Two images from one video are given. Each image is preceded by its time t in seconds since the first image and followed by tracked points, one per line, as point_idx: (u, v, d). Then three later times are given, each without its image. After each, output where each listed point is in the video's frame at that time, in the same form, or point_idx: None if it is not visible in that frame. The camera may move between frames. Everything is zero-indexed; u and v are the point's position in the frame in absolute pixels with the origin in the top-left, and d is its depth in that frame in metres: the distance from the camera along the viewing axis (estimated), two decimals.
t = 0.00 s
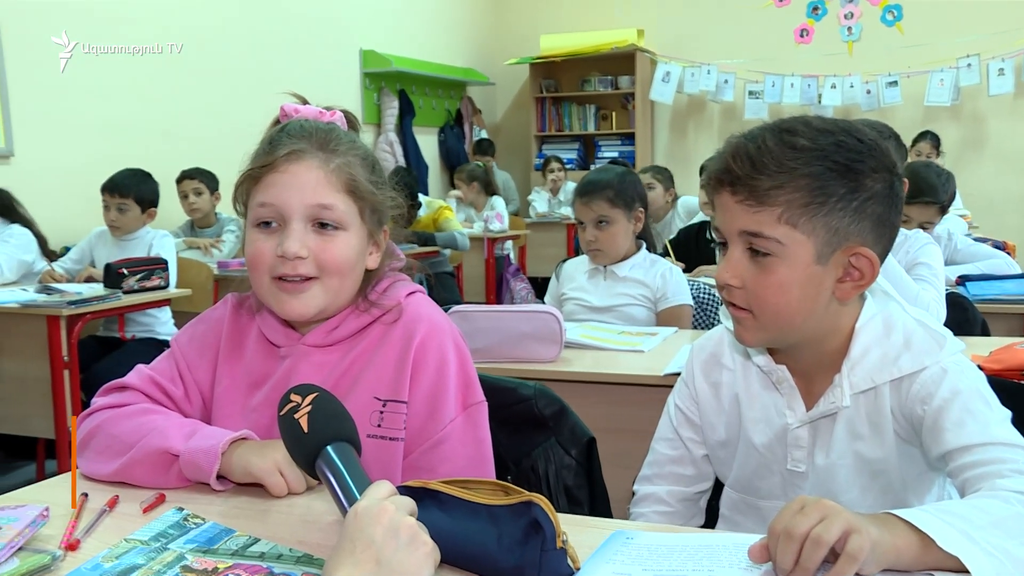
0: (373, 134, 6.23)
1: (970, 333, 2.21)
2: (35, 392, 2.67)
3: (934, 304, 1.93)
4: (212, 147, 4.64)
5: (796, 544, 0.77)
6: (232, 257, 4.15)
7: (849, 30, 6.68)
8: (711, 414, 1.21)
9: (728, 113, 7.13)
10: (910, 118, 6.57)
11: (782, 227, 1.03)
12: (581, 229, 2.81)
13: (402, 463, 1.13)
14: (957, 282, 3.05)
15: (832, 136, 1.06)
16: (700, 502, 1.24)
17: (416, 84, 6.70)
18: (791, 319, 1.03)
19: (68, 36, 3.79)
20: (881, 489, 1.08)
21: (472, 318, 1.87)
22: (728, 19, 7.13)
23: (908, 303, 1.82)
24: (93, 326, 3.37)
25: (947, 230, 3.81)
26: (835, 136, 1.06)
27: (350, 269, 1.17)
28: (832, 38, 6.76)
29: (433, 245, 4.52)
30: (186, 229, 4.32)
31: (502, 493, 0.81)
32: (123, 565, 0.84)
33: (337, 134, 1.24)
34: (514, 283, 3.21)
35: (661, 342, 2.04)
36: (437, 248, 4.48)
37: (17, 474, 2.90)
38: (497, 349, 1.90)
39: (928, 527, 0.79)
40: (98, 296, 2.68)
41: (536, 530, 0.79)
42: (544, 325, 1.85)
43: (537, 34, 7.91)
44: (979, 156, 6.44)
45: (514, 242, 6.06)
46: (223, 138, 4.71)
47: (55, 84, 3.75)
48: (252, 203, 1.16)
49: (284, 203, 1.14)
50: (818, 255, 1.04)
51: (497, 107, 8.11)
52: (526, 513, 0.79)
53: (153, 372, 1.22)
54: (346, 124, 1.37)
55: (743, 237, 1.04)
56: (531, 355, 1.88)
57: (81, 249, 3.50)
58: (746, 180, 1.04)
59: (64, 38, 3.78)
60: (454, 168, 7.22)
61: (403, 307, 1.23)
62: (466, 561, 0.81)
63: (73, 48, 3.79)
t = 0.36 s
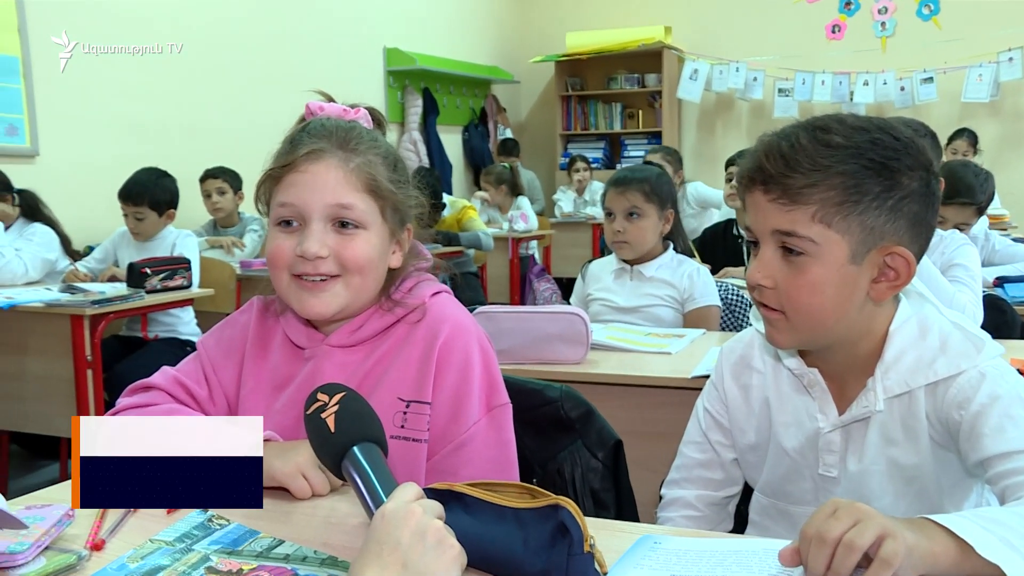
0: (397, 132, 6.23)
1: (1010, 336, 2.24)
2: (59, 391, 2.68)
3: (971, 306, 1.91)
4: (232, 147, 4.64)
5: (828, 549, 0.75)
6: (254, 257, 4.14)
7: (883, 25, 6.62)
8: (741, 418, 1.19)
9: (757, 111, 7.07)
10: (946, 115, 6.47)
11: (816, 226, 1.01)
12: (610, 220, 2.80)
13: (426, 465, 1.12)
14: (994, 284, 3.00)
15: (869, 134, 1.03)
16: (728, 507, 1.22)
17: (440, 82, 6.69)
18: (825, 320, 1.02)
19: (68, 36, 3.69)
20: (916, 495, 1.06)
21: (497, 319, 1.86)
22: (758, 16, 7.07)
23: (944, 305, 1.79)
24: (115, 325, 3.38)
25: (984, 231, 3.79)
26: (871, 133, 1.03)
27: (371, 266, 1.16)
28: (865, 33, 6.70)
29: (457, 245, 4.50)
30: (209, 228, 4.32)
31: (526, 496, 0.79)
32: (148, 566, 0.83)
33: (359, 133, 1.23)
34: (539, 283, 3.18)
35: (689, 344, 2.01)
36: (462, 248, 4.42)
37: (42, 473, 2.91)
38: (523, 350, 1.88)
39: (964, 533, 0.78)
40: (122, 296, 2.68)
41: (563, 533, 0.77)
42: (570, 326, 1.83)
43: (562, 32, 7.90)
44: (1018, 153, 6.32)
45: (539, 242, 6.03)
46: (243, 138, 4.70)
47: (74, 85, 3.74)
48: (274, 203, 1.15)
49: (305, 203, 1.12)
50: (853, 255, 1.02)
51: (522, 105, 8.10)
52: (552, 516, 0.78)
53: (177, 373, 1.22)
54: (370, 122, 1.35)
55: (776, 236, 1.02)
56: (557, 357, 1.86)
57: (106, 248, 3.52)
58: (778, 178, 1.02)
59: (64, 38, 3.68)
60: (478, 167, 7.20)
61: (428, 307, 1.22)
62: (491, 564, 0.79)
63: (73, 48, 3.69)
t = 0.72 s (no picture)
0: (412, 132, 6.23)
1: None
2: (73, 393, 2.68)
3: (996, 309, 1.87)
4: (243, 148, 4.63)
5: (852, 535, 0.75)
6: (267, 257, 4.14)
7: (907, 22, 6.57)
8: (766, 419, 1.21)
9: (777, 111, 7.00)
10: (972, 113, 6.38)
11: (789, 221, 1.07)
12: (636, 219, 2.70)
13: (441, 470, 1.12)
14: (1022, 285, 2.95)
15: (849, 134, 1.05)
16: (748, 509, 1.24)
17: (456, 82, 6.69)
18: (800, 313, 1.06)
19: (68, 36, 3.65)
20: (942, 500, 1.06)
21: (513, 321, 1.85)
22: (780, 14, 7.04)
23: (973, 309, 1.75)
24: (129, 327, 3.38)
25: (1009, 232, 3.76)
26: (859, 132, 1.05)
27: (388, 271, 1.15)
28: (888, 31, 6.65)
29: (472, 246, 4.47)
30: (223, 229, 4.33)
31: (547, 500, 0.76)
32: (162, 570, 0.82)
33: (376, 134, 1.22)
34: (556, 284, 3.14)
35: (707, 346, 1.99)
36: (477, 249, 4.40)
37: (55, 475, 2.92)
38: (541, 353, 1.86)
39: (996, 530, 0.79)
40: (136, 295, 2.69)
41: (581, 538, 0.74)
42: (587, 328, 1.81)
43: (580, 31, 7.88)
44: None
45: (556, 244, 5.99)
46: (254, 139, 4.70)
47: (80, 86, 3.72)
48: (290, 206, 1.14)
49: (323, 208, 1.11)
50: (824, 251, 1.05)
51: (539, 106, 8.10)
52: (571, 522, 0.75)
53: (190, 375, 1.20)
54: (383, 121, 1.35)
55: (762, 229, 1.10)
56: (573, 360, 1.84)
57: (119, 249, 3.52)
58: (764, 174, 1.10)
59: (64, 38, 3.64)
60: (495, 167, 7.17)
61: (443, 309, 1.21)
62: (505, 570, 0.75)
63: (73, 48, 3.64)
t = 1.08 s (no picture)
0: (426, 131, 6.23)
1: None
2: (83, 394, 2.68)
3: None
4: (254, 149, 4.62)
5: (866, 533, 0.75)
6: (279, 257, 4.14)
7: (934, 18, 6.46)
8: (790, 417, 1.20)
9: (797, 109, 6.94)
10: (1000, 110, 6.29)
11: (791, 216, 1.07)
12: (656, 222, 2.62)
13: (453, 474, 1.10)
14: None
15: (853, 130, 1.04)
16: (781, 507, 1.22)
17: (471, 80, 6.68)
18: (804, 308, 1.06)
19: (68, 36, 3.61)
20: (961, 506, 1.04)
21: (529, 323, 1.82)
22: (800, 10, 6.97)
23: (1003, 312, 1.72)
24: (140, 327, 3.38)
25: None
26: (857, 127, 1.04)
27: (404, 273, 1.13)
28: (914, 27, 6.55)
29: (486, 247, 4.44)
30: (235, 229, 4.32)
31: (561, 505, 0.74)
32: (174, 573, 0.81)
33: (394, 135, 1.21)
34: (571, 286, 3.09)
35: (726, 349, 1.96)
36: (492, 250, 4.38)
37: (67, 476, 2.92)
38: (557, 355, 1.84)
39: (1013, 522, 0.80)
40: (146, 296, 2.68)
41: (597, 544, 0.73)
42: (604, 331, 1.79)
43: (597, 28, 7.86)
44: None
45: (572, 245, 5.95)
46: (265, 139, 4.69)
47: (82, 87, 3.69)
48: (306, 205, 1.12)
49: (338, 209, 1.10)
50: (823, 245, 1.04)
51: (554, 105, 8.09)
52: (588, 526, 0.73)
53: (203, 376, 1.19)
54: (404, 118, 1.32)
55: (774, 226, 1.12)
56: (590, 362, 1.82)
57: (131, 249, 3.52)
58: (772, 170, 1.12)
59: (64, 38, 3.60)
60: (509, 166, 7.16)
61: (458, 311, 1.19)
62: None
63: (72, 48, 3.60)
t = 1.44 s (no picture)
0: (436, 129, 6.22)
1: None
2: (88, 397, 2.67)
3: None
4: (260, 150, 4.61)
5: (898, 556, 0.73)
6: (287, 258, 4.13)
7: (956, 12, 6.39)
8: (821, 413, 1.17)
9: (814, 106, 6.88)
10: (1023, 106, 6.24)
11: (812, 215, 1.06)
12: (670, 222, 2.57)
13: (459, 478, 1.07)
14: None
15: (875, 125, 1.02)
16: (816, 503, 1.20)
17: (481, 78, 6.66)
18: (826, 308, 1.05)
19: (67, 36, 3.60)
20: (978, 508, 1.00)
21: (541, 326, 1.78)
22: (817, 6, 6.92)
23: None
24: (145, 329, 3.37)
25: None
26: (874, 125, 1.02)
27: (415, 273, 1.12)
28: (936, 22, 6.48)
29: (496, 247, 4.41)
30: (241, 229, 4.31)
31: (574, 510, 0.75)
32: None
33: (415, 134, 1.19)
34: (584, 288, 3.05)
35: (742, 352, 1.93)
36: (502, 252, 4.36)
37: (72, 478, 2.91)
38: (569, 359, 1.82)
39: None
40: (153, 297, 2.67)
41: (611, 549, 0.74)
42: (617, 333, 1.77)
43: (610, 25, 7.82)
44: None
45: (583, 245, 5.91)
46: (272, 141, 4.69)
47: (84, 88, 3.68)
48: (320, 200, 1.10)
49: (355, 206, 1.08)
50: (842, 244, 1.03)
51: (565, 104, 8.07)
52: (601, 532, 0.74)
53: (209, 377, 1.16)
54: (422, 115, 1.30)
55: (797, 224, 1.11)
56: (602, 365, 1.80)
57: (138, 249, 3.51)
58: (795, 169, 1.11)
59: (64, 39, 3.59)
60: (520, 166, 7.15)
61: (463, 313, 1.17)
62: None
63: (72, 48, 3.59)
